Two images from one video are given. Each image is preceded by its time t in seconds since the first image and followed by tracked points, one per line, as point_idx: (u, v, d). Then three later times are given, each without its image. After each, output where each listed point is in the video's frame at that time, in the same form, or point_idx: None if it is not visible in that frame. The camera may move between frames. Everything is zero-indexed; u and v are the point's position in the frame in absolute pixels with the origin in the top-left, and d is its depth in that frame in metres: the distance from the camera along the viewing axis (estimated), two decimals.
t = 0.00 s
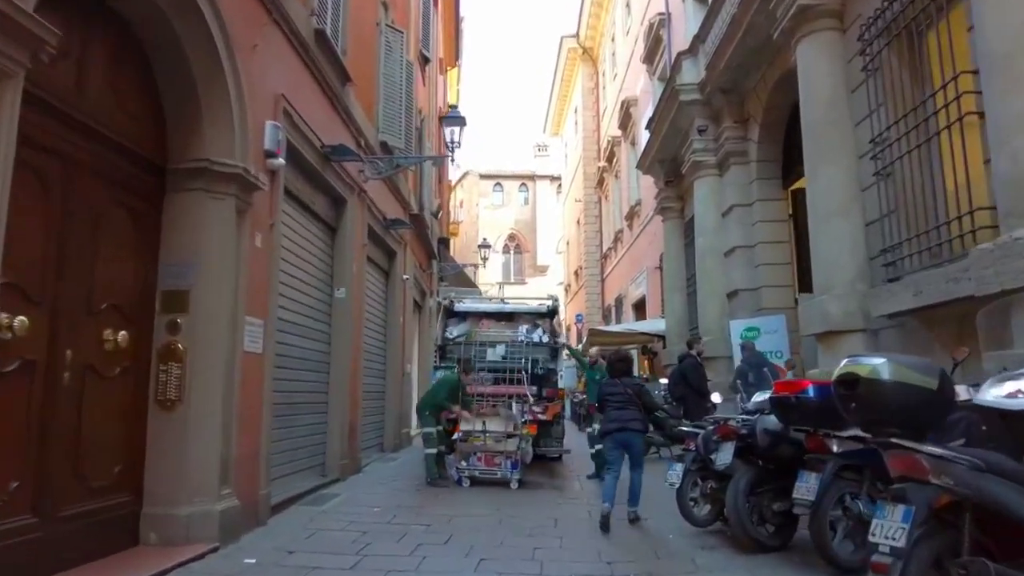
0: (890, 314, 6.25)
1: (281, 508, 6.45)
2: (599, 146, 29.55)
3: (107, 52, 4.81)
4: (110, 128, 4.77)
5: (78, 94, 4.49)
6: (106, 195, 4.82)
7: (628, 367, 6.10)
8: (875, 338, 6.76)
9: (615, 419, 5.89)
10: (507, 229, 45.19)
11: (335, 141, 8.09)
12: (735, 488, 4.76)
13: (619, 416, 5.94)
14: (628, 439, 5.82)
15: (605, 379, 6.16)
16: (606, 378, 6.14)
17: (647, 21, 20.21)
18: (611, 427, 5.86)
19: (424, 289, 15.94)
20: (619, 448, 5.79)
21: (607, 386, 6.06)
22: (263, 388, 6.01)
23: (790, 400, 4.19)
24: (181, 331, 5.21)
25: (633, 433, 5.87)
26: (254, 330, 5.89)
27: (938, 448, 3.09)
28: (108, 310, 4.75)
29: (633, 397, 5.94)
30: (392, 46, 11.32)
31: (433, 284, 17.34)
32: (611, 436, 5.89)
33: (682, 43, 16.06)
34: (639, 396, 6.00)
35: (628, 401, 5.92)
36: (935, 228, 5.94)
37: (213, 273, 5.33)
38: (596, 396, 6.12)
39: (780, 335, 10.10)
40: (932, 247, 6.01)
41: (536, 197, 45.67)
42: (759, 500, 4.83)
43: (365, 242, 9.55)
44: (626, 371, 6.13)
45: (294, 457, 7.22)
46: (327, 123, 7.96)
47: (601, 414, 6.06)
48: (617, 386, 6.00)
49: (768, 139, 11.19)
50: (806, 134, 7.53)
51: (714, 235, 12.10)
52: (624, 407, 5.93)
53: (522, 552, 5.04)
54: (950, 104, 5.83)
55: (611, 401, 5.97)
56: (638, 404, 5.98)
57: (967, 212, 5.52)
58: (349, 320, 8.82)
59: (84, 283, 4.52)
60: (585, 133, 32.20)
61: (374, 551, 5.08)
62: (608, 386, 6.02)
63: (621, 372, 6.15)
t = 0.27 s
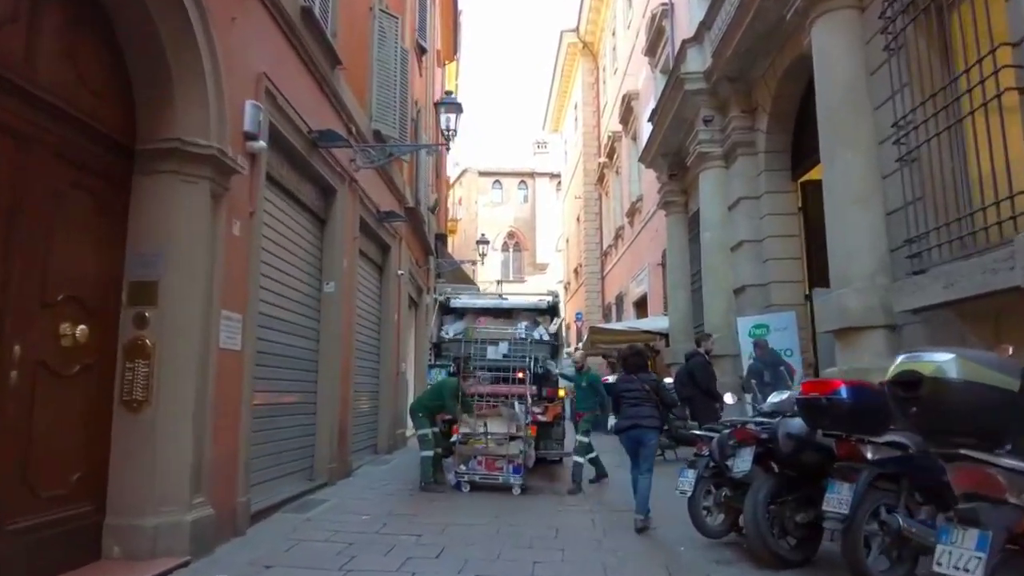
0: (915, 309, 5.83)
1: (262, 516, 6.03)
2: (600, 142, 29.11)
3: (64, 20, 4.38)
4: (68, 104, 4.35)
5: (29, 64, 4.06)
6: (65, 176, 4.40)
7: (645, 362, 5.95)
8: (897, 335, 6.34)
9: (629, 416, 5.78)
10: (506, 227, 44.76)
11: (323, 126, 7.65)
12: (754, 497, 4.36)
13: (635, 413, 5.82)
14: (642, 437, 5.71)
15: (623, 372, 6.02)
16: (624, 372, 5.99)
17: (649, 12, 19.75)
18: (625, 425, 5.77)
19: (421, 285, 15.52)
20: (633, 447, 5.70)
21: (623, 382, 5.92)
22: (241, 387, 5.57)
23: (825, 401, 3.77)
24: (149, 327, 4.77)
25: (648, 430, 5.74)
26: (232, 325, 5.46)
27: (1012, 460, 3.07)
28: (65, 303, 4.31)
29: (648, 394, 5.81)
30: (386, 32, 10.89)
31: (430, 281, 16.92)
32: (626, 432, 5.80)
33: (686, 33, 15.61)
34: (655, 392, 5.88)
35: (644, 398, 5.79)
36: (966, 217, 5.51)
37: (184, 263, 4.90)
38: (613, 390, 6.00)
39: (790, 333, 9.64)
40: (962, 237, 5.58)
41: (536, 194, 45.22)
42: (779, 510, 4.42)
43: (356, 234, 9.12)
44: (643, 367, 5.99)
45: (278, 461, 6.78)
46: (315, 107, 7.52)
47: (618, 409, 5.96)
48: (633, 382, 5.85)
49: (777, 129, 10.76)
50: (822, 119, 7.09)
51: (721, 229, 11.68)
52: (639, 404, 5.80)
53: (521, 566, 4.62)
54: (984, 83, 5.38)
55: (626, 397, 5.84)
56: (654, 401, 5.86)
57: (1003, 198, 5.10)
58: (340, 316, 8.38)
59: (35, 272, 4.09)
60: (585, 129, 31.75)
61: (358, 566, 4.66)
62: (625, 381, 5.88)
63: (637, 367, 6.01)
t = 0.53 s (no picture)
0: (946, 306, 5.37)
1: (239, 528, 5.57)
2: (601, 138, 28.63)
3: None
4: (12, 71, 3.88)
5: None
6: (7, 152, 3.93)
7: (660, 363, 5.97)
8: (924, 334, 5.89)
9: (645, 418, 5.78)
10: (506, 225, 44.28)
11: (308, 110, 7.18)
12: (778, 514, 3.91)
13: (651, 415, 5.82)
14: (659, 439, 5.69)
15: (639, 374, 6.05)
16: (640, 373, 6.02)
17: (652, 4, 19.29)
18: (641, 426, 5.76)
19: (417, 282, 15.05)
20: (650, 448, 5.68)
21: (639, 383, 5.94)
22: (212, 390, 5.11)
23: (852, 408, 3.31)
24: (105, 322, 4.30)
25: (664, 432, 5.71)
26: (202, 322, 4.99)
27: None
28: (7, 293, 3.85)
29: (664, 395, 5.81)
30: (379, 16, 10.43)
31: (427, 278, 16.47)
32: (644, 434, 5.80)
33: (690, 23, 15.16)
34: (672, 392, 5.88)
35: (660, 399, 5.80)
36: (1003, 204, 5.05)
37: (146, 252, 4.44)
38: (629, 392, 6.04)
39: (801, 331, 9.16)
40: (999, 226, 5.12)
41: (536, 192, 44.77)
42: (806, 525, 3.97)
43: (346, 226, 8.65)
44: (659, 367, 6.01)
45: (257, 468, 6.32)
46: (299, 90, 7.05)
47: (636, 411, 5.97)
48: (649, 383, 5.89)
49: (787, 119, 10.33)
50: (841, 102, 6.63)
51: (728, 223, 11.22)
52: (655, 405, 5.80)
53: None
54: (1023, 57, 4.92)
55: (642, 399, 5.86)
56: (671, 402, 5.84)
57: None
58: (328, 312, 7.92)
59: None
60: (586, 125, 31.29)
61: None
62: (640, 381, 5.91)
63: (653, 367, 6.02)
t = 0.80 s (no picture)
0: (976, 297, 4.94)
1: (205, 541, 5.11)
2: (599, 133, 28.17)
3: None
4: None
5: None
6: None
7: (679, 363, 6.14)
8: (949, 329, 5.45)
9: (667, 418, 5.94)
10: (503, 223, 43.81)
11: (288, 90, 6.73)
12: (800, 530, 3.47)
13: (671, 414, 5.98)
14: (679, 438, 5.86)
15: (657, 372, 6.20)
16: (658, 371, 6.17)
17: None
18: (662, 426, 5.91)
19: (409, 278, 14.61)
20: (671, 446, 5.85)
21: (658, 382, 6.09)
22: (173, 390, 4.65)
23: (895, 407, 2.91)
24: (45, 314, 3.84)
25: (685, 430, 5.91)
26: (161, 315, 4.53)
27: None
28: None
29: (683, 394, 5.98)
30: None
31: (421, 274, 15.99)
32: (664, 433, 5.98)
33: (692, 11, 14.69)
34: (690, 391, 6.05)
35: (679, 398, 5.96)
36: None
37: (93, 236, 3.97)
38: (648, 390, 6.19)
39: (811, 328, 8.71)
40: None
41: (533, 189, 44.28)
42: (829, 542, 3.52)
43: (331, 216, 8.20)
44: (677, 366, 6.15)
45: (228, 474, 5.86)
46: (277, 69, 6.59)
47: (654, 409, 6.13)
48: (667, 381, 6.04)
49: (794, 105, 9.89)
50: (858, 80, 6.19)
51: (732, 216, 10.78)
52: (675, 404, 5.96)
53: None
54: None
55: (662, 398, 6.01)
56: (689, 400, 6.02)
57: None
58: (311, 308, 7.47)
59: None
60: (584, 120, 30.79)
61: None
62: (658, 379, 6.07)
63: (670, 365, 6.14)
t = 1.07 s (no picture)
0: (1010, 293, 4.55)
1: (173, 560, 4.69)
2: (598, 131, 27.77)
3: None
4: None
5: None
6: None
7: (694, 362, 6.18)
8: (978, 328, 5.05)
9: (688, 419, 5.94)
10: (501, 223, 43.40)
11: (269, 74, 6.32)
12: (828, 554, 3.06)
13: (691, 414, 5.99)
14: (701, 438, 5.87)
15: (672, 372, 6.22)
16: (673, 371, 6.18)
17: None
18: (684, 425, 5.92)
19: (404, 276, 14.20)
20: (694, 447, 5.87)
21: (675, 382, 6.10)
22: (133, 396, 4.24)
23: (954, 416, 2.71)
24: None
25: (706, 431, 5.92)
26: (120, 313, 4.12)
27: None
28: None
29: (702, 393, 6.00)
30: None
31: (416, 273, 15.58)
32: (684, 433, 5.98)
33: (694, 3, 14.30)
34: (708, 390, 6.07)
35: (698, 398, 5.97)
36: None
37: (37, 226, 3.56)
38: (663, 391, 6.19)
39: (820, 328, 8.33)
40: None
41: (532, 189, 43.85)
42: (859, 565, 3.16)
43: (318, 211, 7.79)
44: (693, 365, 6.19)
45: (200, 485, 5.44)
46: (258, 51, 6.19)
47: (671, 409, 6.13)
48: (685, 380, 6.06)
49: (802, 96, 9.50)
50: (876, 63, 5.79)
51: (737, 212, 10.38)
52: (694, 404, 5.97)
53: None
54: None
55: (680, 398, 6.02)
56: (708, 400, 6.03)
57: None
58: (296, 306, 7.06)
59: None
60: (583, 118, 30.36)
61: None
62: (675, 380, 6.08)
63: (686, 365, 6.19)
